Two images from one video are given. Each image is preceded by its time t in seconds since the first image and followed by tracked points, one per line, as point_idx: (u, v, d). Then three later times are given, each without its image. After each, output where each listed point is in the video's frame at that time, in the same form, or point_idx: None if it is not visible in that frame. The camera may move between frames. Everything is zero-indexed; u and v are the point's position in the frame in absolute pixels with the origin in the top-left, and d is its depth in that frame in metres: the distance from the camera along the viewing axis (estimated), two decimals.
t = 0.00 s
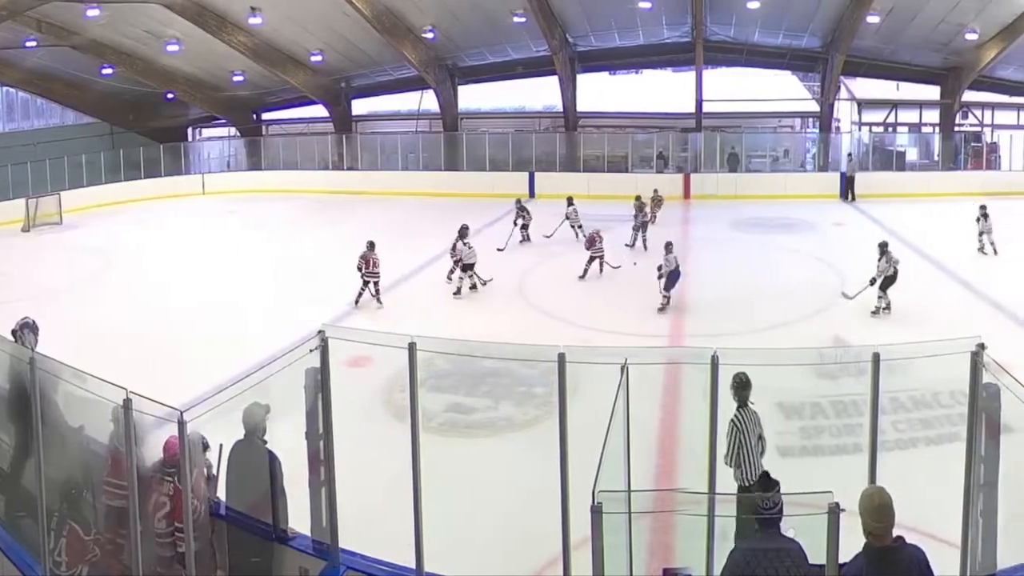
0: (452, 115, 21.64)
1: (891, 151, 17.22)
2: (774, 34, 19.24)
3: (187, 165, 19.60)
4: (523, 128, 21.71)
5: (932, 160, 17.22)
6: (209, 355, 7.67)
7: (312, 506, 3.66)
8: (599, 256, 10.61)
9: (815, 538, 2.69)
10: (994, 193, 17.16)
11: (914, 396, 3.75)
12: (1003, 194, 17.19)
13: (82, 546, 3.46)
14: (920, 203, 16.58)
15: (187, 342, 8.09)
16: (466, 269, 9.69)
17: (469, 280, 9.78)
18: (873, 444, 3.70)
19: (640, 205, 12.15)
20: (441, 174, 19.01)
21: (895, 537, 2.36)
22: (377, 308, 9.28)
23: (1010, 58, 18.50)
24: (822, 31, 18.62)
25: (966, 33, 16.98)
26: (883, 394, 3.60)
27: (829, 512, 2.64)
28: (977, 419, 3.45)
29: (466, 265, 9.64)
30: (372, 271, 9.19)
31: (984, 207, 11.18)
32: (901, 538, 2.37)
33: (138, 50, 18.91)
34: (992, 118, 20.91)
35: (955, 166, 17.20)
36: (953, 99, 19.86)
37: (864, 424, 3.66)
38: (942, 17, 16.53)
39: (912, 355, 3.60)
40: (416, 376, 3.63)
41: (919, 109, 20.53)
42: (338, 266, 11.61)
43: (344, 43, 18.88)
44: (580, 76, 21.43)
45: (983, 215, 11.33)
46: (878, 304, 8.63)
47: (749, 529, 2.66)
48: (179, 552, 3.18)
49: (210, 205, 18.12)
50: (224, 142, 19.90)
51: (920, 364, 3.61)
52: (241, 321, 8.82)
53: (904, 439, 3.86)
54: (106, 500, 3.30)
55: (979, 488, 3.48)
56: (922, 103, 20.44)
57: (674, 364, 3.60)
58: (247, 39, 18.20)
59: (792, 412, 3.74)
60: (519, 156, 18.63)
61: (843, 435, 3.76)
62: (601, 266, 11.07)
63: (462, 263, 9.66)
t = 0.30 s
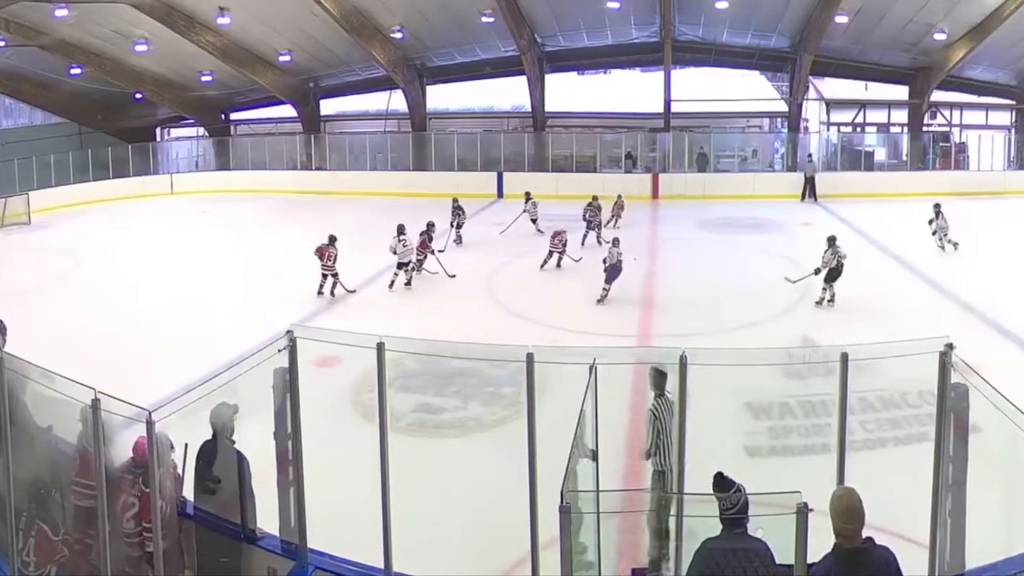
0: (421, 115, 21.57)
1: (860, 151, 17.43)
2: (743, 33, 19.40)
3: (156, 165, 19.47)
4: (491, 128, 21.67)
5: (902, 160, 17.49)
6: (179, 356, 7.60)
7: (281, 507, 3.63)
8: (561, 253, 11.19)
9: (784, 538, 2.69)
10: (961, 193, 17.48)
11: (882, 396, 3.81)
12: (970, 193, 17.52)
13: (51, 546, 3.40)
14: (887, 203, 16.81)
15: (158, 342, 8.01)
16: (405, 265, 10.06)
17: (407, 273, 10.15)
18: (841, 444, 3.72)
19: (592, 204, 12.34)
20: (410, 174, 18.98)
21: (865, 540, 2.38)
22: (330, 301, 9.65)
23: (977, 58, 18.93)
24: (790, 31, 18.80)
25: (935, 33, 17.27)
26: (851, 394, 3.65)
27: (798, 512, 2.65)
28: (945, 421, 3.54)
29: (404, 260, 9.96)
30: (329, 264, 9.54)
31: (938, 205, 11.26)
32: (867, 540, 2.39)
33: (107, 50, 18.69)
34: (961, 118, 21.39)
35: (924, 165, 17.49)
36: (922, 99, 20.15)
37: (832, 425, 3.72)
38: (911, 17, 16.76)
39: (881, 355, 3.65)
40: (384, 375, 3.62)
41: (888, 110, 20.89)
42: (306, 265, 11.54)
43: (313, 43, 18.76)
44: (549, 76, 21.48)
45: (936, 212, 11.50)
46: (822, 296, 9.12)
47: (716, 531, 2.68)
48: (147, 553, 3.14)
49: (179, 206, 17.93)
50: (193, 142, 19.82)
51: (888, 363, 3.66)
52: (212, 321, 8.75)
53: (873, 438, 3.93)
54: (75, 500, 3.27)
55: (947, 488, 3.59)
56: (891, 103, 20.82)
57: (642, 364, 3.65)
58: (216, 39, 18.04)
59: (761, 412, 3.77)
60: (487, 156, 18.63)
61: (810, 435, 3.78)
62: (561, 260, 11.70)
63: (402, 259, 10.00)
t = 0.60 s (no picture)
0: (375, 116, 21.46)
1: (814, 151, 17.75)
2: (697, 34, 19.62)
3: (110, 165, 19.11)
4: (445, 129, 21.64)
5: (856, 159, 17.78)
6: (135, 356, 7.49)
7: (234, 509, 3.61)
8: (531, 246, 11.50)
9: (738, 540, 2.72)
10: (912, 193, 17.85)
11: (836, 396, 3.86)
12: (925, 193, 18.01)
13: (4, 547, 3.31)
14: (839, 203, 17.13)
15: (112, 343, 7.88)
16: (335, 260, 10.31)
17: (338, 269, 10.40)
18: (795, 444, 3.80)
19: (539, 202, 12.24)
20: (364, 174, 18.88)
21: (822, 538, 2.33)
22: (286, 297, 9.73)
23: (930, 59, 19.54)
24: (744, 31, 19.04)
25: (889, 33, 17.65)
26: (805, 395, 3.74)
27: (752, 512, 2.68)
28: (901, 420, 3.63)
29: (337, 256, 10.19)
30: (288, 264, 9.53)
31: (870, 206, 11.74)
32: (826, 540, 2.34)
33: (62, 50, 18.31)
34: (915, 118, 21.90)
35: (878, 165, 17.81)
36: (876, 99, 20.63)
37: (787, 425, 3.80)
38: (865, 17, 17.09)
39: (834, 356, 3.74)
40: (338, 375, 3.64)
41: (843, 110, 21.26)
42: (260, 265, 11.42)
43: (267, 43, 18.56)
44: (502, 76, 21.54)
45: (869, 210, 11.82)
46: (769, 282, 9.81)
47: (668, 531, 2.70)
48: (102, 553, 3.09)
49: (133, 205, 17.63)
50: (148, 142, 19.57)
51: (842, 364, 3.75)
52: (165, 321, 8.62)
53: (826, 439, 3.91)
54: (29, 500, 3.21)
55: (903, 488, 3.64)
56: (845, 104, 21.25)
57: (597, 367, 3.76)
58: (171, 40, 17.79)
59: (716, 412, 3.83)
60: (441, 156, 18.61)
61: (765, 435, 3.91)
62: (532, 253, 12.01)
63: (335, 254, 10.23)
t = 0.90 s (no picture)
0: (319, 115, 21.25)
1: (758, 151, 18.07)
2: (641, 34, 19.81)
3: (55, 165, 18.59)
4: (389, 129, 21.55)
5: (800, 160, 18.24)
6: (77, 356, 7.32)
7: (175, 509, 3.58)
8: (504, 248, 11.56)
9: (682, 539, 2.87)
10: (855, 193, 18.48)
11: (779, 395, 3.90)
12: (869, 192, 18.59)
13: None
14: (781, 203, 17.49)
15: (52, 342, 7.69)
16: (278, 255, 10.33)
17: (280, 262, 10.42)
18: (738, 444, 3.85)
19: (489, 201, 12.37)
20: (307, 174, 18.69)
21: (773, 539, 2.46)
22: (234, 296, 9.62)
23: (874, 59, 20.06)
24: (688, 31, 19.27)
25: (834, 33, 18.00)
26: (748, 394, 3.79)
27: (696, 512, 2.84)
28: (845, 420, 3.74)
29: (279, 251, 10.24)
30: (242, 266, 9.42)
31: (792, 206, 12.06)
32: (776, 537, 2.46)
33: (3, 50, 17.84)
34: (859, 117, 22.63)
35: (822, 165, 18.35)
36: (820, 99, 21.08)
37: (730, 425, 3.86)
38: (808, 17, 17.43)
39: (777, 356, 3.79)
40: (282, 374, 3.64)
41: (786, 110, 21.82)
42: (202, 265, 11.27)
43: (211, 43, 18.28)
44: (446, 76, 21.52)
45: (793, 209, 12.14)
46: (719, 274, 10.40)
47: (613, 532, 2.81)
48: (46, 553, 3.08)
49: (75, 205, 17.22)
50: (91, 142, 19.14)
51: (785, 364, 3.81)
52: (106, 321, 8.46)
53: (770, 438, 3.96)
54: None
55: (847, 488, 3.73)
56: (789, 104, 21.72)
57: (540, 367, 3.69)
58: (115, 40, 17.45)
59: (659, 412, 3.87)
60: (385, 156, 18.50)
61: (707, 435, 3.92)
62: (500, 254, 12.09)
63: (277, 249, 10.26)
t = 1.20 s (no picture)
0: (262, 116, 20.97)
1: (701, 151, 18.41)
2: (583, 34, 19.95)
3: None
4: (332, 129, 21.38)
5: (742, 159, 18.54)
6: (16, 356, 7.14)
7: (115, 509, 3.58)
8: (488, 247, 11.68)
9: (626, 539, 2.93)
10: (798, 193, 18.91)
11: (722, 395, 3.99)
12: (812, 192, 19.10)
13: None
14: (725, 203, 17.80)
15: None
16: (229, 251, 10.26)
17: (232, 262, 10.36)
18: (681, 444, 3.90)
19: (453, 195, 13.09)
20: (251, 174, 18.48)
21: (740, 534, 2.42)
22: (202, 292, 9.66)
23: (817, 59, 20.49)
24: (630, 32, 19.45)
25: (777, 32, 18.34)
26: (691, 395, 3.86)
27: (639, 512, 2.90)
28: (788, 420, 3.78)
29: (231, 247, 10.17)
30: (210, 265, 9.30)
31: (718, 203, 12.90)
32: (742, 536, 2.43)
33: None
34: (802, 118, 23.02)
35: (764, 165, 18.72)
36: (762, 99, 21.48)
37: (673, 425, 3.90)
38: (751, 17, 17.73)
39: (718, 356, 3.89)
40: (225, 374, 3.66)
41: (729, 110, 22.15)
42: (144, 265, 11.05)
43: (155, 43, 17.97)
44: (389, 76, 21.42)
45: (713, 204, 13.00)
46: (652, 263, 11.30)
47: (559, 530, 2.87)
48: None
49: (17, 205, 16.72)
50: (35, 142, 18.59)
51: (727, 364, 3.91)
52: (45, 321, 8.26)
53: (714, 438, 4.02)
54: None
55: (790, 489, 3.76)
56: (732, 103, 22.03)
57: (483, 365, 3.76)
58: (57, 39, 17.07)
59: (602, 412, 3.92)
60: (328, 156, 18.40)
61: (651, 435, 3.95)
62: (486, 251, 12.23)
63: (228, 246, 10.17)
